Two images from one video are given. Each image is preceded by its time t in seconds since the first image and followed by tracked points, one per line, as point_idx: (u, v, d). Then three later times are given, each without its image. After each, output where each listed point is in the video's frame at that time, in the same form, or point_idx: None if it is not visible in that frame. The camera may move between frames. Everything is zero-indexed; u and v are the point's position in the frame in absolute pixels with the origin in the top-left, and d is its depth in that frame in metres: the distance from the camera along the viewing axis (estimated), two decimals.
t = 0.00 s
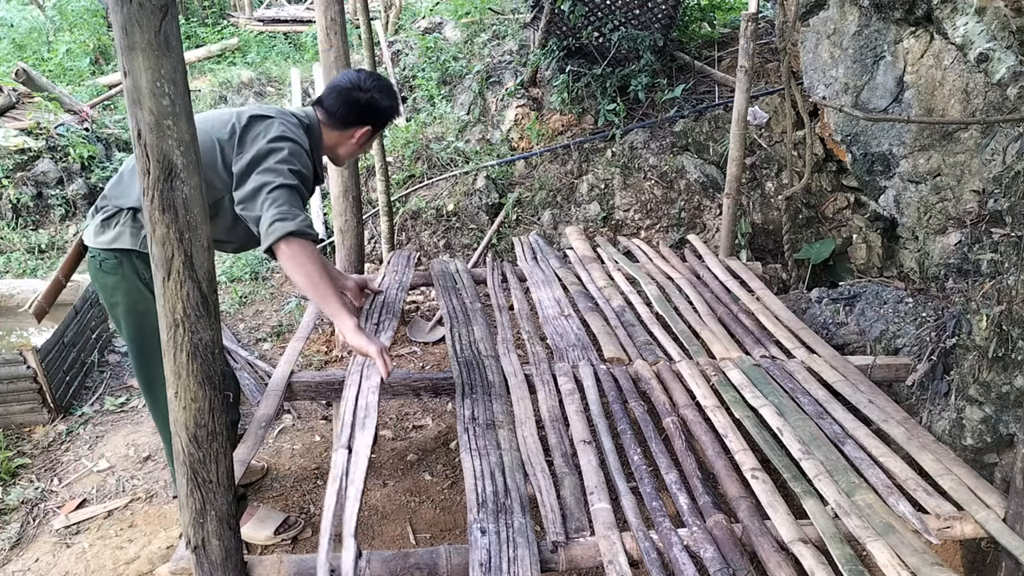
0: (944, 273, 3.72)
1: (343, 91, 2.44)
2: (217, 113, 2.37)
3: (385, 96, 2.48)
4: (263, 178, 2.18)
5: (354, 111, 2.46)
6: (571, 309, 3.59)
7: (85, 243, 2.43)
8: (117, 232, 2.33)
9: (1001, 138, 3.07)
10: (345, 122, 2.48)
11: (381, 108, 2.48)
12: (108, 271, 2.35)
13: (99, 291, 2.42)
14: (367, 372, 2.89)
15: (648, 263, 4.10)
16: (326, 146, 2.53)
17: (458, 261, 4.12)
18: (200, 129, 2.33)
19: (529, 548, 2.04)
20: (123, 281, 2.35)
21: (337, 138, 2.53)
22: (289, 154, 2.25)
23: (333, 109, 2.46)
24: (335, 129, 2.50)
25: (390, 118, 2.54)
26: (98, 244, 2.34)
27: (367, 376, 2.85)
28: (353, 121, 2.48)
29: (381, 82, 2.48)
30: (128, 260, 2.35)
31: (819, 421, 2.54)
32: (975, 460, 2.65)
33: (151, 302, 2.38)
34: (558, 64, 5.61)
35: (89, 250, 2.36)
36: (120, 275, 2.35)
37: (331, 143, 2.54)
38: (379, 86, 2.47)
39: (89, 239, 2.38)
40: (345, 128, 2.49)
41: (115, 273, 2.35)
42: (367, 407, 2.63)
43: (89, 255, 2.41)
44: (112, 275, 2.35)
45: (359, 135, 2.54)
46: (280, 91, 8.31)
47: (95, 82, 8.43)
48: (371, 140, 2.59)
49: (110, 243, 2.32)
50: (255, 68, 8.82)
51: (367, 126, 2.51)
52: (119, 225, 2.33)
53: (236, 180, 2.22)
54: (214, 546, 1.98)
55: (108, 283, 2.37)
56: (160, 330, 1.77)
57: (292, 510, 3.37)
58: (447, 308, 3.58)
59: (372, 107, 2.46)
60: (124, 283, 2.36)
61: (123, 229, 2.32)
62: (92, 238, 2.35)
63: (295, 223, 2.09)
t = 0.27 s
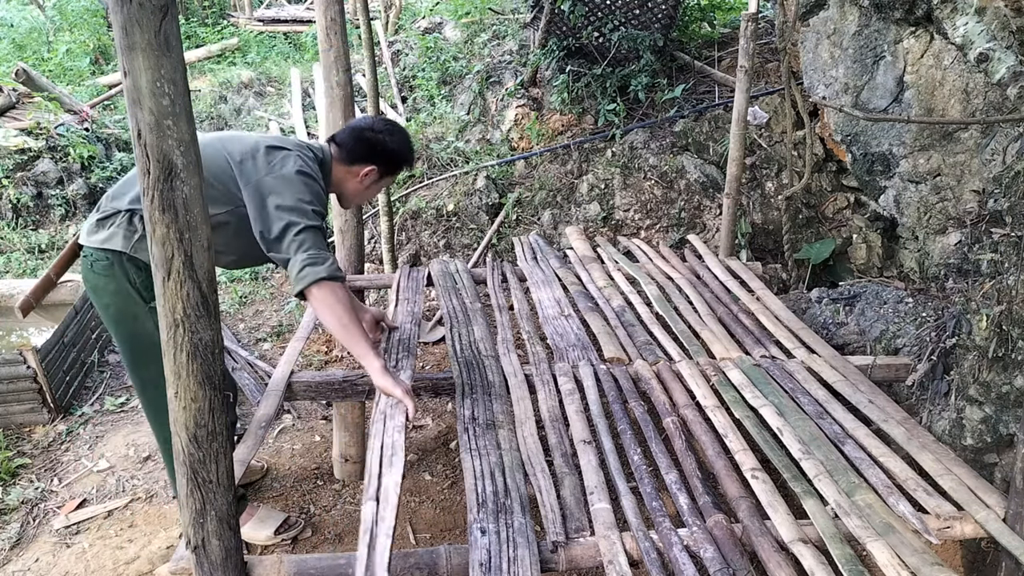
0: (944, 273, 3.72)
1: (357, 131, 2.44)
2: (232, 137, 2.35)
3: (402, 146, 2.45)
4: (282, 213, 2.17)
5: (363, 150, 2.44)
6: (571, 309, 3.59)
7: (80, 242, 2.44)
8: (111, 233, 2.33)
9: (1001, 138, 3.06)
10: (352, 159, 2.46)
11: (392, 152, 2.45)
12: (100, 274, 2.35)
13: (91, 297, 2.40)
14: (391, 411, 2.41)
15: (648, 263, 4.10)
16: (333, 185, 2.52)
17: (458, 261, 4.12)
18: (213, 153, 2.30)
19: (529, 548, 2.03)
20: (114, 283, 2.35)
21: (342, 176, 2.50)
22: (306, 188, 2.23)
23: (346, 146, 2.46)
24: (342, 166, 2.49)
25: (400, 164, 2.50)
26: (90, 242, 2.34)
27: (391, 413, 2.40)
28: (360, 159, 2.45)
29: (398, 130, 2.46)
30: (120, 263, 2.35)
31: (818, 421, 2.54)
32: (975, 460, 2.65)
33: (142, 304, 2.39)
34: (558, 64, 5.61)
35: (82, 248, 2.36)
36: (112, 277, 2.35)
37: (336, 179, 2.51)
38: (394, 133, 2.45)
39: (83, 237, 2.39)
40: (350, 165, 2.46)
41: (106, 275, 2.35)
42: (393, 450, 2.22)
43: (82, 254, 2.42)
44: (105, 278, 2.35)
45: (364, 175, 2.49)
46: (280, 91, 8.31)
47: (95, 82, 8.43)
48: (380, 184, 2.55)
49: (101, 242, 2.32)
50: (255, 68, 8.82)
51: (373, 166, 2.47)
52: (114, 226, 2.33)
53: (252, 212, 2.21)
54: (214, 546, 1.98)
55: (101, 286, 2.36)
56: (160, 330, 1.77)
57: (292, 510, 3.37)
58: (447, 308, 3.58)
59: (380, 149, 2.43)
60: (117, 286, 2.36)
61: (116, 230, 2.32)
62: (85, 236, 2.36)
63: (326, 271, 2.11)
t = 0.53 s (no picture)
0: (944, 273, 3.72)
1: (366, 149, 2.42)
2: (245, 159, 2.33)
3: (408, 163, 2.38)
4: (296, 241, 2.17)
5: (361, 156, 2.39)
6: (571, 309, 3.59)
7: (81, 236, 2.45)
8: (107, 230, 2.33)
9: (1001, 138, 3.06)
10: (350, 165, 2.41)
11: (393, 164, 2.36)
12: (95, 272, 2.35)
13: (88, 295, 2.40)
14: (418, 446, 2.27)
15: (648, 263, 4.10)
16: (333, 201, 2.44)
17: (458, 261, 4.12)
18: (224, 176, 2.30)
19: (529, 549, 2.03)
20: (107, 281, 2.35)
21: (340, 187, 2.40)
22: (316, 215, 2.20)
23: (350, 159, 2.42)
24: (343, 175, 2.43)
25: (399, 181, 2.36)
26: (88, 237, 2.35)
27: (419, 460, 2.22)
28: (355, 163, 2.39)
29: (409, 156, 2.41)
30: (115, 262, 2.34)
31: (818, 421, 2.54)
32: (975, 460, 2.65)
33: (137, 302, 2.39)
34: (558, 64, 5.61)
35: (81, 244, 2.37)
36: (106, 274, 2.35)
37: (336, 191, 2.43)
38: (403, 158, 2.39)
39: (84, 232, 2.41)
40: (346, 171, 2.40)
41: (100, 273, 2.35)
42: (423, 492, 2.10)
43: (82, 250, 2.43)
44: (100, 277, 2.35)
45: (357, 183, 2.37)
46: (281, 91, 8.32)
47: (95, 82, 8.43)
48: (380, 205, 2.40)
49: (96, 239, 2.33)
50: (255, 68, 8.82)
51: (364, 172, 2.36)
52: (111, 223, 2.34)
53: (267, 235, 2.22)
54: (214, 546, 1.98)
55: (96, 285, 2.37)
56: (160, 330, 1.77)
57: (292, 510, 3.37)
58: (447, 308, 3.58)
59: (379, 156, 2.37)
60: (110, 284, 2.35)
61: (112, 227, 2.32)
62: (85, 230, 2.37)
63: (350, 301, 2.11)
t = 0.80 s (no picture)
0: (944, 273, 3.72)
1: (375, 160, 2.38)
2: (252, 161, 2.33)
3: (417, 176, 2.35)
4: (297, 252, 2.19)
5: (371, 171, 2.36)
6: (571, 309, 3.59)
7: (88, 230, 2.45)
8: (115, 225, 2.33)
9: (1001, 138, 3.06)
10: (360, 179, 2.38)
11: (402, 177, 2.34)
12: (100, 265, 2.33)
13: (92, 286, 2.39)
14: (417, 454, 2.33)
15: (648, 263, 4.10)
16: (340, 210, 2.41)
17: (458, 261, 4.12)
18: (230, 177, 2.30)
19: (529, 549, 2.03)
20: (112, 276, 2.34)
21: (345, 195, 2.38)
22: (318, 226, 2.21)
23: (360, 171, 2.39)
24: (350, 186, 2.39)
25: (408, 195, 2.35)
26: (94, 231, 2.35)
27: (441, 479, 2.34)
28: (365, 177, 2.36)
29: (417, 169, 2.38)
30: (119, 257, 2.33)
31: (818, 421, 2.54)
32: (975, 460, 2.65)
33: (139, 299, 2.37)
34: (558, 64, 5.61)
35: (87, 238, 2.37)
36: (110, 270, 2.33)
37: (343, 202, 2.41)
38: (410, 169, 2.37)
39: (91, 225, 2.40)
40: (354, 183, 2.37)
41: (104, 267, 2.34)
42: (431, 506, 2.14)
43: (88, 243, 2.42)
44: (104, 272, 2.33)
45: (367, 196, 2.36)
46: (281, 91, 8.32)
47: (95, 82, 8.43)
48: (386, 217, 2.38)
49: (103, 233, 2.32)
50: (255, 68, 8.82)
51: (375, 185, 2.35)
52: (119, 218, 2.33)
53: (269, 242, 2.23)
54: (214, 546, 1.98)
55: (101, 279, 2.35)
56: (160, 330, 1.77)
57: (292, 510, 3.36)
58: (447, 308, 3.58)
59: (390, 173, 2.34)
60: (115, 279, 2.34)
61: (120, 222, 2.32)
62: (93, 223, 2.37)
63: (333, 320, 2.21)
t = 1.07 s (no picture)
0: (943, 273, 3.72)
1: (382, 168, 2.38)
2: (259, 164, 2.33)
3: (426, 191, 2.38)
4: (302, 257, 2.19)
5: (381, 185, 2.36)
6: (571, 309, 3.59)
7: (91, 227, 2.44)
8: (119, 223, 2.32)
9: (1001, 138, 3.06)
10: (369, 190, 2.36)
11: (411, 192, 2.36)
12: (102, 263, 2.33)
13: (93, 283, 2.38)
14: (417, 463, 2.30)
15: (648, 263, 4.10)
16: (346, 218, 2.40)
17: (458, 261, 4.12)
18: (237, 180, 2.30)
19: (529, 549, 2.03)
20: (114, 274, 2.33)
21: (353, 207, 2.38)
22: (323, 229, 2.20)
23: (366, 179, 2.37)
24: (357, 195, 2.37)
25: (418, 209, 2.39)
26: (98, 228, 2.34)
27: (439, 481, 2.33)
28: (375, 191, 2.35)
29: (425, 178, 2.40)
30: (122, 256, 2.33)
31: (818, 421, 2.54)
32: (975, 460, 2.65)
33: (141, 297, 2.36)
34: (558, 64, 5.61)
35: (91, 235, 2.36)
36: (113, 268, 2.33)
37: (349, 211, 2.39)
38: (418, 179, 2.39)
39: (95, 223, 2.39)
40: (364, 197, 2.36)
41: (107, 265, 2.33)
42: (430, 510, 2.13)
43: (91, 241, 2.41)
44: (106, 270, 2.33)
45: (376, 210, 2.36)
46: (281, 91, 8.32)
47: (95, 82, 8.43)
48: (394, 229, 2.42)
49: (107, 231, 2.32)
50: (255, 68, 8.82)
51: (386, 201, 2.35)
52: (124, 216, 2.33)
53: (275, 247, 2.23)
54: (214, 546, 1.99)
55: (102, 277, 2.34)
56: (160, 330, 1.77)
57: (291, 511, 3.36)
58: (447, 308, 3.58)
59: (400, 187, 2.35)
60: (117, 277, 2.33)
61: (124, 221, 2.32)
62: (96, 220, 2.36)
63: (339, 324, 2.22)
